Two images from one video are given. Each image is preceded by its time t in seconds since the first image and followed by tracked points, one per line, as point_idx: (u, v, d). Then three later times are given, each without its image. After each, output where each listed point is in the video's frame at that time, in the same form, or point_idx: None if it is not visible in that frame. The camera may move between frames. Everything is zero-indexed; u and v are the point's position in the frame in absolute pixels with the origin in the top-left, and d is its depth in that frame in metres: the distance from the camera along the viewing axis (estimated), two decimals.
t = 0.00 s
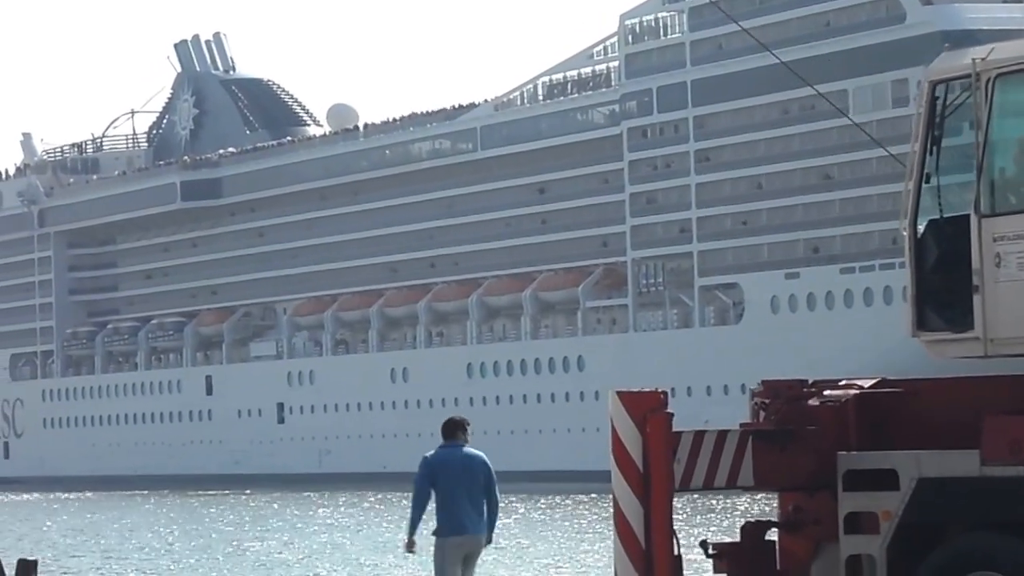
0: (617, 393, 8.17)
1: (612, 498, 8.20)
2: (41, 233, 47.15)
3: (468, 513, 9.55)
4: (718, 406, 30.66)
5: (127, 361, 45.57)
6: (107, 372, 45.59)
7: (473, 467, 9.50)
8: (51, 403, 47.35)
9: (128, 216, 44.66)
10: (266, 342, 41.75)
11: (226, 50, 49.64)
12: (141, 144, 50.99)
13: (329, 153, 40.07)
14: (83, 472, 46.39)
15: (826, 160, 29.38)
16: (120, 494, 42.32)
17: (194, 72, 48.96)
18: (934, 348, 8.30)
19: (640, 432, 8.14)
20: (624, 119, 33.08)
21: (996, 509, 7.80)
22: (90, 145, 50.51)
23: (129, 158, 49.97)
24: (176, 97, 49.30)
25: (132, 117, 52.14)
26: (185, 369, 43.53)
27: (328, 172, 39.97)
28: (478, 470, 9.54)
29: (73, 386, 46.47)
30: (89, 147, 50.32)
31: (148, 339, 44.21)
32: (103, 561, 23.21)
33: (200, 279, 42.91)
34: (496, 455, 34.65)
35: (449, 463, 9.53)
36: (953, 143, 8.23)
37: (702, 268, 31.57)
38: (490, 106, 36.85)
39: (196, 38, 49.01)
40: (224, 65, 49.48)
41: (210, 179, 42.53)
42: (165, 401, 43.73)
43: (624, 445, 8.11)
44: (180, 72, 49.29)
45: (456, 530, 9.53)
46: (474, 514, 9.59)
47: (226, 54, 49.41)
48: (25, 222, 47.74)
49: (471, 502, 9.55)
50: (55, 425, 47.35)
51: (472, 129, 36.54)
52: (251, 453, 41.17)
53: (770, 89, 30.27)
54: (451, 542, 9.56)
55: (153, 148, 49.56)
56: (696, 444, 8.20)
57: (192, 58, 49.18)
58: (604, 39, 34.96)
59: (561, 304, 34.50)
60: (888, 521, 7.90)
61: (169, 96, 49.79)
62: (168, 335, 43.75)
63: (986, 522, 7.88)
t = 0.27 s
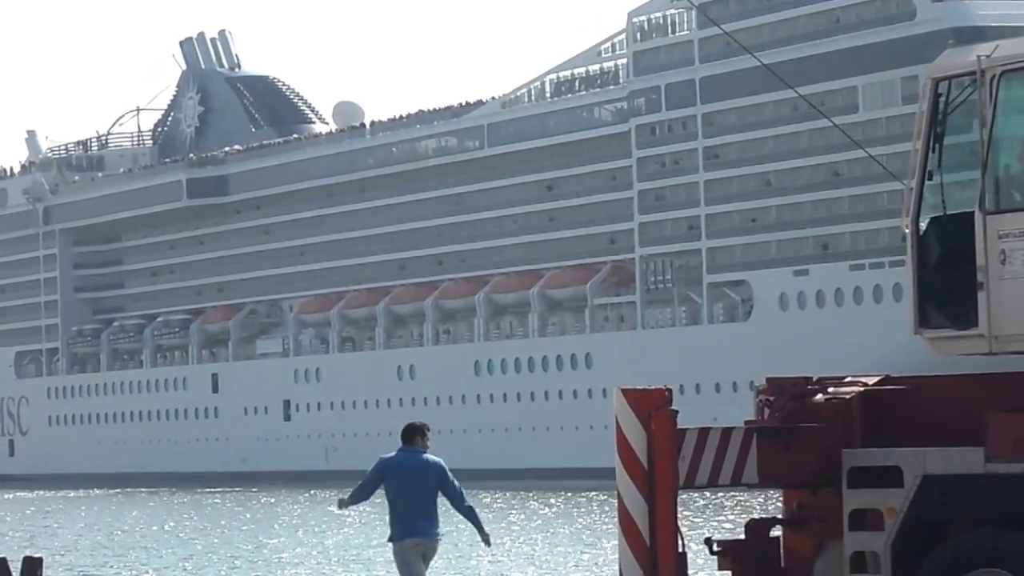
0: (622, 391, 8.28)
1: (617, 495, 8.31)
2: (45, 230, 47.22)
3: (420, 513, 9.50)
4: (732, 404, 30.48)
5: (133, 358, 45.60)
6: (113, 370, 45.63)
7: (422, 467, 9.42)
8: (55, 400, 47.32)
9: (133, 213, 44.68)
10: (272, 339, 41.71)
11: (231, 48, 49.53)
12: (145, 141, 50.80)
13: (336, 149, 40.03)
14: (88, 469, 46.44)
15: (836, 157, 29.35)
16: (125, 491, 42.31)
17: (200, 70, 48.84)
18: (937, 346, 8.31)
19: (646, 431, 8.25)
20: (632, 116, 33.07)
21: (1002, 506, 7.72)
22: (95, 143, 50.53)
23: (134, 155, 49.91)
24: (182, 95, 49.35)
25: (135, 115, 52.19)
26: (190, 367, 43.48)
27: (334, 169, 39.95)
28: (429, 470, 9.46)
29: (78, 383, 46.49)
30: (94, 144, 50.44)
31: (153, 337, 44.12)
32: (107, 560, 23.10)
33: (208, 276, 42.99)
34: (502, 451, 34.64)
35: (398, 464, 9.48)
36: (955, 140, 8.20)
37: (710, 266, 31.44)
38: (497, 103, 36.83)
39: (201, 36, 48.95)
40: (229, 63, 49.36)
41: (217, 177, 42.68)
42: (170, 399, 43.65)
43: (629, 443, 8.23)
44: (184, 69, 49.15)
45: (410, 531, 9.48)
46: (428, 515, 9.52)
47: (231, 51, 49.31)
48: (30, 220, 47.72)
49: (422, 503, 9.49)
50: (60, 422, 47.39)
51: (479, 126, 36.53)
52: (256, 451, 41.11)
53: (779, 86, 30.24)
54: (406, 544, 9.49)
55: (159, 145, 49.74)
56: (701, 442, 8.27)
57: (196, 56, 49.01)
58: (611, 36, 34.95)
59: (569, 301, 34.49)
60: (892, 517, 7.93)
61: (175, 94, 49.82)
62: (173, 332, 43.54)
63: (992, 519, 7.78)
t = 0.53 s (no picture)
0: (627, 390, 8.29)
1: (622, 493, 8.31)
2: (50, 228, 47.34)
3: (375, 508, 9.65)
4: (742, 401, 30.58)
5: (138, 356, 45.62)
6: (119, 367, 45.65)
7: (378, 463, 9.57)
8: (60, 398, 47.35)
9: (139, 211, 44.76)
10: (278, 337, 41.72)
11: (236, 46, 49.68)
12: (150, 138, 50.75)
13: (343, 147, 40.05)
14: (93, 467, 46.48)
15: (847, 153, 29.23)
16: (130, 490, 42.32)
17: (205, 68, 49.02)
18: (940, 343, 8.29)
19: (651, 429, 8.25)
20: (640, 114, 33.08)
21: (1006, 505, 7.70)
22: (100, 140, 50.31)
23: (139, 153, 49.75)
24: (187, 93, 49.37)
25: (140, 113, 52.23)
26: (196, 365, 43.45)
27: (341, 166, 39.97)
28: (386, 466, 9.61)
29: (84, 381, 46.55)
30: (99, 143, 50.25)
31: (158, 334, 44.11)
32: (111, 557, 23.13)
33: (214, 273, 43.02)
34: (518, 452, 34.72)
35: (355, 458, 9.65)
36: (960, 136, 8.18)
37: (719, 263, 31.41)
38: (504, 100, 36.82)
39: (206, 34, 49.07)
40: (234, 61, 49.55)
41: (221, 175, 42.81)
42: (176, 396, 43.65)
43: (634, 440, 8.23)
44: (190, 68, 49.33)
45: (363, 525, 9.65)
46: (383, 510, 9.67)
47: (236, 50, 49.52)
48: (35, 217, 47.79)
49: (378, 499, 9.64)
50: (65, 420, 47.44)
51: (487, 124, 36.55)
52: (263, 449, 41.14)
53: (788, 83, 30.32)
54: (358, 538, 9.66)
55: (164, 143, 49.51)
56: (705, 439, 8.23)
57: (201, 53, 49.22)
58: (619, 33, 34.97)
59: (576, 299, 34.43)
60: (897, 515, 7.92)
61: (179, 92, 49.86)
62: (179, 331, 43.63)
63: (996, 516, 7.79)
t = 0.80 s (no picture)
0: (631, 388, 8.26)
1: (626, 492, 8.28)
2: (54, 227, 47.44)
3: (327, 512, 9.90)
4: (749, 399, 30.60)
5: (142, 355, 45.65)
6: (123, 366, 45.67)
7: (326, 466, 9.82)
8: (64, 397, 47.37)
9: (144, 210, 44.81)
10: (283, 336, 41.75)
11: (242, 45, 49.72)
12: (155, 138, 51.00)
13: (348, 146, 40.05)
14: (97, 465, 46.52)
15: (856, 152, 29.28)
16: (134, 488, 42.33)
17: (211, 67, 49.17)
18: (942, 342, 8.30)
19: (654, 428, 8.21)
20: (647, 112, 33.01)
21: (1006, 504, 7.73)
22: (104, 139, 50.73)
23: (143, 151, 50.15)
24: (191, 91, 49.37)
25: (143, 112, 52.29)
26: (200, 363, 43.48)
27: (346, 165, 39.97)
28: (335, 470, 9.86)
29: (88, 379, 46.62)
30: (104, 142, 50.65)
31: (163, 333, 44.15)
32: (114, 557, 23.05)
33: (218, 272, 43.03)
34: (520, 448, 34.76)
35: (306, 462, 9.91)
36: (963, 134, 8.18)
37: (727, 262, 31.42)
38: (510, 99, 36.82)
39: (210, 33, 49.11)
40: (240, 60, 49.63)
41: (226, 174, 42.92)
42: (180, 395, 43.68)
43: (638, 440, 8.20)
44: (195, 66, 49.44)
45: (315, 528, 9.91)
46: (334, 513, 9.92)
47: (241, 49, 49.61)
48: (39, 216, 47.83)
49: (329, 502, 9.89)
50: (69, 419, 47.47)
51: (492, 122, 36.57)
52: (269, 447, 41.15)
53: (796, 81, 30.41)
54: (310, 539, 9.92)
55: (168, 140, 49.66)
56: (710, 437, 8.22)
57: (206, 53, 49.38)
58: (626, 31, 34.96)
59: (583, 297, 34.41)
60: (900, 513, 7.91)
61: (184, 91, 49.87)
62: (184, 330, 43.68)
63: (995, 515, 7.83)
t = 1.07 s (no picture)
0: (634, 387, 8.27)
1: (630, 491, 8.29)
2: (57, 227, 47.48)
3: (295, 509, 10.05)
4: (756, 398, 30.60)
5: (147, 355, 45.68)
6: (127, 365, 45.71)
7: (292, 465, 9.98)
8: (68, 396, 47.42)
9: (149, 209, 44.85)
10: (289, 335, 41.78)
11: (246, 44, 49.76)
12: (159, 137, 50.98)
13: (352, 145, 40.06)
14: (101, 465, 46.54)
15: (864, 150, 29.40)
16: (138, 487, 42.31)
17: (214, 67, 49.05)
18: (945, 341, 8.30)
19: (658, 426, 8.23)
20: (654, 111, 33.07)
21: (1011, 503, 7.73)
22: (108, 139, 50.70)
23: (147, 151, 50.09)
24: (195, 91, 49.39)
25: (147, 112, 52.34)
26: (205, 362, 43.49)
27: (351, 164, 39.98)
28: (300, 467, 10.01)
29: (92, 379, 46.69)
30: (107, 141, 50.64)
31: (167, 332, 44.19)
32: (118, 557, 23.03)
33: (223, 271, 43.05)
34: (526, 448, 34.79)
35: (273, 460, 10.06)
36: (966, 133, 8.19)
37: (734, 261, 31.44)
38: (516, 98, 36.84)
39: (214, 32, 49.16)
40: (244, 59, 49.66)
41: (231, 173, 42.94)
42: (183, 394, 43.68)
43: (642, 439, 8.22)
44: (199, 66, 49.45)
45: (281, 524, 10.06)
46: (301, 509, 10.06)
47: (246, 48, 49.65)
48: (43, 216, 47.87)
49: (297, 501, 10.04)
50: (73, 418, 47.50)
51: (498, 121, 36.59)
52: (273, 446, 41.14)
53: (804, 80, 30.55)
54: (279, 537, 10.08)
55: (172, 140, 49.63)
56: (714, 435, 8.23)
57: (210, 53, 49.09)
58: (633, 31, 35.00)
59: (589, 297, 34.43)
60: (904, 513, 7.90)
61: (188, 90, 49.87)
62: (189, 329, 43.74)
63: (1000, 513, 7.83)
